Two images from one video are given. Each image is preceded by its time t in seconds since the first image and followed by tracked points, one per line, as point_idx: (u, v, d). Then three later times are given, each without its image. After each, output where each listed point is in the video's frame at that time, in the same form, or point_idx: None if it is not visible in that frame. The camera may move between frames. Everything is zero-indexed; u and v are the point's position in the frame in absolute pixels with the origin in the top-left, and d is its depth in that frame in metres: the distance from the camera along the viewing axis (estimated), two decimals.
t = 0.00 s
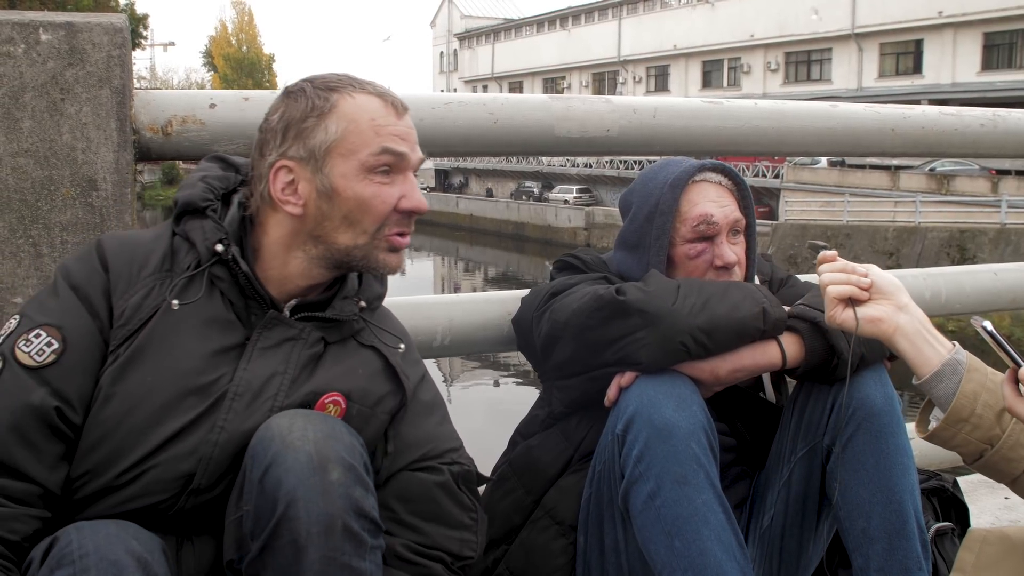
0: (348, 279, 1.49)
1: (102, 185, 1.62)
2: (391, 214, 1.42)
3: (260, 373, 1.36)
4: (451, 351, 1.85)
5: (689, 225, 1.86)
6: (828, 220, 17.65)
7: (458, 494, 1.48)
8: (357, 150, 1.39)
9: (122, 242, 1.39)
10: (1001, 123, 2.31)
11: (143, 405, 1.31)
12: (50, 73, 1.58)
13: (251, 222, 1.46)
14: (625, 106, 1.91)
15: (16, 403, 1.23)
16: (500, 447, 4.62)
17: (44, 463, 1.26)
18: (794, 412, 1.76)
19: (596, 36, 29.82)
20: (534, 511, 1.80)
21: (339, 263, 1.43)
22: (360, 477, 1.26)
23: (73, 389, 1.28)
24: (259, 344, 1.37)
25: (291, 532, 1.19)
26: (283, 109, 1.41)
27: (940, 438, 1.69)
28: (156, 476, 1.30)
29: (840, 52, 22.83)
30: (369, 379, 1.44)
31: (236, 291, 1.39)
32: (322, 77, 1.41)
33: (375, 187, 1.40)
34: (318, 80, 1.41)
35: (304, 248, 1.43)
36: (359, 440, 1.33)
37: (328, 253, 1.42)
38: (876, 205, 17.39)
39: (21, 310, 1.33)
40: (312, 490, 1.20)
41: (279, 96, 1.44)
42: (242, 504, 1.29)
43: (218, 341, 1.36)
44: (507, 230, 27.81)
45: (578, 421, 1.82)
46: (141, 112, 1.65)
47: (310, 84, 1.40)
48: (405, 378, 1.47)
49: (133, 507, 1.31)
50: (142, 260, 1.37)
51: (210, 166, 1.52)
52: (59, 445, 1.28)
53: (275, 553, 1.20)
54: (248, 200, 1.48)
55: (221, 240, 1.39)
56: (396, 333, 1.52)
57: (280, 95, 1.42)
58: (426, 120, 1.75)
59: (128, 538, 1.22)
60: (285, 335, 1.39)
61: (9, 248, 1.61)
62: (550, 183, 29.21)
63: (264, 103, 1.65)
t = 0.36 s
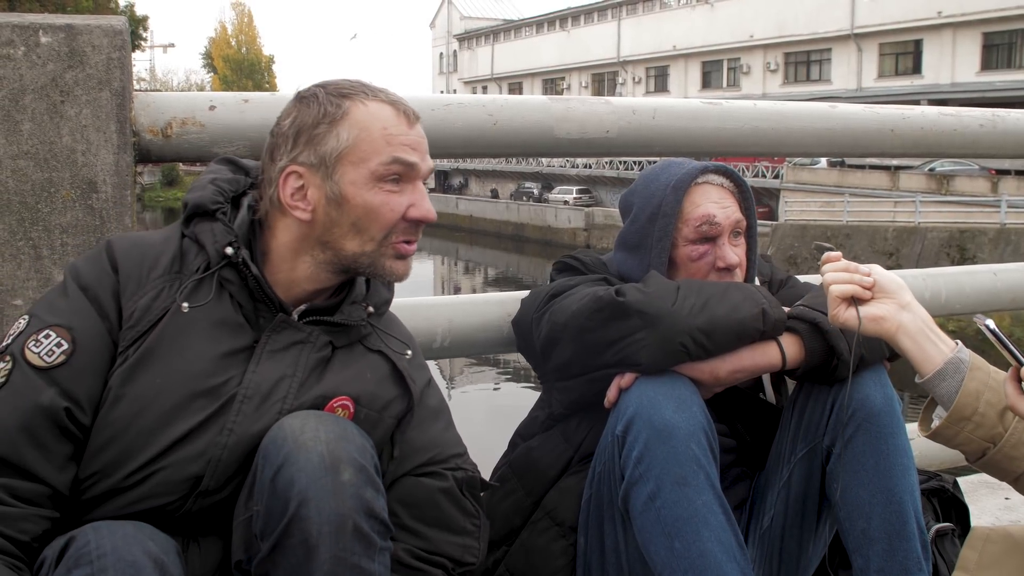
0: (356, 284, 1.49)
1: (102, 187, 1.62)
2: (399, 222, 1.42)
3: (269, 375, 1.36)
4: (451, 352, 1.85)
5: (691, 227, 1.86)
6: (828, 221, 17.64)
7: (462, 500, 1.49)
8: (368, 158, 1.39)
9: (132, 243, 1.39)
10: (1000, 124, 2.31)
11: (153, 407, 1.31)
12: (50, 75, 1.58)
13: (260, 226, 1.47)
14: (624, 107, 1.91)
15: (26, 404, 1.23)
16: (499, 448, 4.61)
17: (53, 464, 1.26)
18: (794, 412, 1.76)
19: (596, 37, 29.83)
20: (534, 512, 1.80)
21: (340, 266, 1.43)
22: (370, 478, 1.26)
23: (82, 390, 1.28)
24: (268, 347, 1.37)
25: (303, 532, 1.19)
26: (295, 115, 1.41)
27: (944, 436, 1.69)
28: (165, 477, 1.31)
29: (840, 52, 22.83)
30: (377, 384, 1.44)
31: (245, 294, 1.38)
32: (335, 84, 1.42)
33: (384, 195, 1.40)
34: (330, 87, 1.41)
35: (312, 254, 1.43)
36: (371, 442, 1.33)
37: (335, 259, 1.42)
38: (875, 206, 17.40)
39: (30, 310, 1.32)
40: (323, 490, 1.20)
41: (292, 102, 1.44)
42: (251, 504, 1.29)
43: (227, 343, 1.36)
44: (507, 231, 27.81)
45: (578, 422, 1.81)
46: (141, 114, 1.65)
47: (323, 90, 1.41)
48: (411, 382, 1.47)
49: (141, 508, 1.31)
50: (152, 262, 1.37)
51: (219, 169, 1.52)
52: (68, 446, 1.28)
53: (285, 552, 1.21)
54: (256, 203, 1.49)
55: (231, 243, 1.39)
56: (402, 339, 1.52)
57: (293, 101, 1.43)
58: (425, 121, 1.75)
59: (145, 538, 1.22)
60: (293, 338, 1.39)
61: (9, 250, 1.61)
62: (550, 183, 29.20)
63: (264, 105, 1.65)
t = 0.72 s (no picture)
0: (350, 286, 1.49)
1: (101, 190, 1.62)
2: (390, 226, 1.42)
3: (261, 380, 1.36)
4: (450, 355, 1.86)
5: (707, 228, 1.85)
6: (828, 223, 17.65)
7: (456, 500, 1.48)
8: (359, 162, 1.39)
9: (123, 248, 1.39)
10: (998, 126, 2.31)
11: (144, 413, 1.31)
12: (48, 78, 1.58)
13: (252, 229, 1.46)
14: (623, 110, 1.91)
15: (16, 411, 1.24)
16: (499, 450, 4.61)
17: (44, 471, 1.26)
18: (792, 416, 1.76)
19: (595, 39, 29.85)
20: (532, 515, 1.80)
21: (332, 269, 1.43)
22: (362, 481, 1.26)
23: (73, 397, 1.28)
24: (260, 351, 1.37)
25: (296, 536, 1.19)
26: (286, 118, 1.41)
27: (941, 435, 1.69)
28: (157, 483, 1.31)
29: (839, 55, 22.85)
30: (370, 386, 1.44)
31: (236, 298, 1.39)
32: (326, 86, 1.41)
33: (376, 200, 1.40)
34: (321, 89, 1.41)
35: (303, 258, 1.43)
36: (363, 445, 1.33)
37: (326, 262, 1.42)
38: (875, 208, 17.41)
39: (21, 317, 1.33)
40: (315, 493, 1.20)
41: (282, 104, 1.44)
42: (243, 508, 1.29)
43: (218, 348, 1.36)
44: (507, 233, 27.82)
45: (576, 424, 1.81)
46: (139, 117, 1.65)
47: (314, 92, 1.40)
48: (406, 385, 1.47)
49: (134, 513, 1.31)
50: (143, 266, 1.37)
51: (210, 171, 1.52)
52: (60, 453, 1.28)
53: (278, 556, 1.21)
54: (248, 206, 1.48)
55: (222, 247, 1.38)
56: (398, 341, 1.52)
57: (284, 103, 1.42)
58: (424, 124, 1.75)
59: (136, 542, 1.22)
60: (285, 342, 1.39)
61: (8, 252, 1.61)
62: (549, 186, 29.21)
63: (262, 109, 1.66)
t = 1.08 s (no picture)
0: (348, 286, 1.49)
1: (99, 188, 1.62)
2: (388, 224, 1.42)
3: (260, 377, 1.36)
4: (448, 353, 1.86)
5: (709, 228, 1.85)
6: (826, 223, 17.64)
7: (454, 497, 1.49)
8: (357, 161, 1.39)
9: (121, 246, 1.39)
10: (996, 126, 2.31)
11: (144, 410, 1.31)
12: (47, 76, 1.58)
13: (250, 227, 1.47)
14: (622, 109, 1.91)
15: (16, 408, 1.23)
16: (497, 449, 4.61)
17: (45, 468, 1.26)
18: (789, 414, 1.76)
19: (594, 39, 29.84)
20: (531, 513, 1.80)
21: (329, 267, 1.43)
22: (361, 478, 1.26)
23: (73, 394, 1.28)
24: (259, 348, 1.37)
25: (294, 533, 1.19)
26: (285, 116, 1.41)
27: (948, 439, 1.53)
28: (157, 480, 1.31)
29: (838, 54, 22.86)
30: (369, 384, 1.44)
31: (234, 295, 1.39)
32: (325, 84, 1.41)
33: (374, 198, 1.40)
34: (320, 87, 1.41)
35: (302, 256, 1.43)
36: (361, 443, 1.34)
37: (325, 261, 1.43)
38: (873, 208, 17.42)
39: (20, 315, 1.33)
40: (314, 491, 1.20)
41: (280, 102, 1.44)
42: (242, 505, 1.29)
43: (217, 345, 1.36)
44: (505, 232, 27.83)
45: (575, 423, 1.82)
46: (138, 115, 1.65)
47: (312, 90, 1.40)
48: (404, 382, 1.47)
49: (134, 510, 1.31)
50: (141, 264, 1.37)
51: (208, 170, 1.52)
52: (59, 450, 1.28)
53: (277, 553, 1.21)
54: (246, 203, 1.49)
55: (220, 244, 1.40)
56: (396, 339, 1.52)
57: (283, 101, 1.42)
58: (422, 123, 1.75)
59: (139, 538, 1.22)
60: (284, 339, 1.39)
61: (6, 250, 1.61)
62: (548, 185, 29.21)
63: (261, 107, 1.66)
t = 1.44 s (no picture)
0: (346, 286, 1.49)
1: (99, 188, 1.62)
2: (385, 222, 1.42)
3: (256, 377, 1.36)
4: (448, 354, 1.86)
5: (704, 228, 1.85)
6: (826, 223, 17.63)
7: (453, 499, 1.49)
8: (354, 159, 1.39)
9: (118, 247, 1.39)
10: (996, 126, 2.31)
11: (140, 410, 1.31)
12: (47, 76, 1.58)
13: (247, 227, 1.46)
14: (621, 109, 1.91)
15: (12, 409, 1.23)
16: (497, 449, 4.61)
17: (41, 469, 1.26)
18: (789, 415, 1.76)
19: (594, 39, 29.84)
20: (530, 514, 1.80)
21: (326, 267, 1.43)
22: (358, 479, 1.26)
23: (69, 395, 1.28)
24: (255, 348, 1.37)
25: (291, 534, 1.19)
26: (282, 113, 1.41)
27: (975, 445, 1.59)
28: (153, 481, 1.31)
29: (838, 55, 22.87)
30: (367, 384, 1.44)
31: (231, 295, 1.39)
32: (322, 82, 1.41)
33: (371, 196, 1.40)
34: (317, 85, 1.41)
35: (299, 255, 1.43)
36: (359, 442, 1.33)
37: (321, 260, 1.43)
38: (873, 208, 17.43)
39: (16, 315, 1.33)
40: (310, 492, 1.20)
41: (278, 100, 1.44)
42: (240, 506, 1.29)
43: (213, 346, 1.36)
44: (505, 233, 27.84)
45: (575, 423, 1.81)
46: (138, 115, 1.65)
47: (310, 88, 1.40)
48: (403, 382, 1.47)
49: (130, 511, 1.31)
50: (137, 264, 1.38)
51: (206, 169, 1.52)
52: (56, 451, 1.27)
53: (274, 554, 1.21)
54: (243, 203, 1.48)
55: (216, 245, 1.39)
56: (393, 341, 1.52)
57: (280, 98, 1.42)
58: (422, 123, 1.75)
59: (137, 538, 1.22)
60: (280, 340, 1.39)
61: (6, 250, 1.61)
62: (548, 185, 29.20)
63: (261, 107, 1.66)
